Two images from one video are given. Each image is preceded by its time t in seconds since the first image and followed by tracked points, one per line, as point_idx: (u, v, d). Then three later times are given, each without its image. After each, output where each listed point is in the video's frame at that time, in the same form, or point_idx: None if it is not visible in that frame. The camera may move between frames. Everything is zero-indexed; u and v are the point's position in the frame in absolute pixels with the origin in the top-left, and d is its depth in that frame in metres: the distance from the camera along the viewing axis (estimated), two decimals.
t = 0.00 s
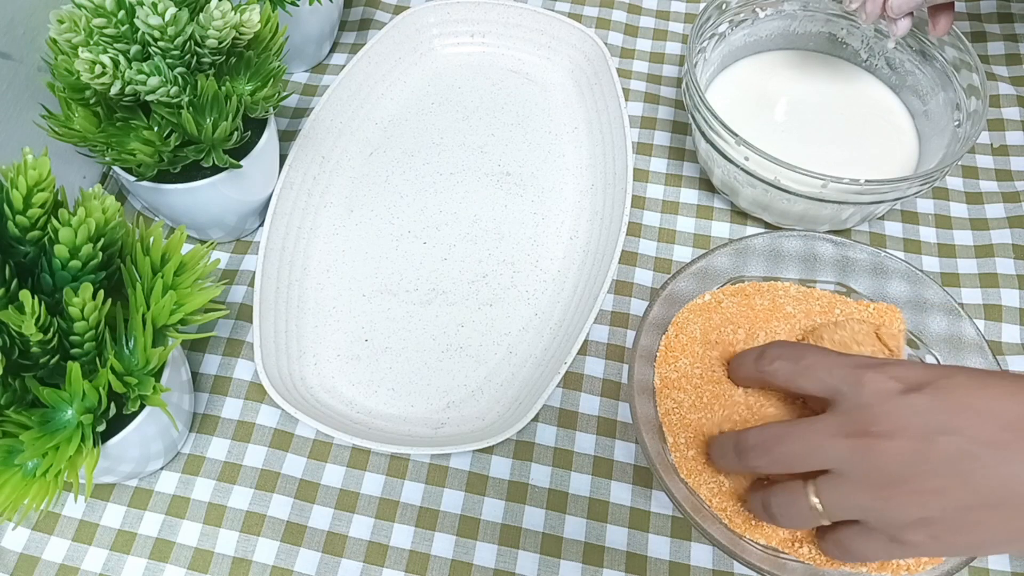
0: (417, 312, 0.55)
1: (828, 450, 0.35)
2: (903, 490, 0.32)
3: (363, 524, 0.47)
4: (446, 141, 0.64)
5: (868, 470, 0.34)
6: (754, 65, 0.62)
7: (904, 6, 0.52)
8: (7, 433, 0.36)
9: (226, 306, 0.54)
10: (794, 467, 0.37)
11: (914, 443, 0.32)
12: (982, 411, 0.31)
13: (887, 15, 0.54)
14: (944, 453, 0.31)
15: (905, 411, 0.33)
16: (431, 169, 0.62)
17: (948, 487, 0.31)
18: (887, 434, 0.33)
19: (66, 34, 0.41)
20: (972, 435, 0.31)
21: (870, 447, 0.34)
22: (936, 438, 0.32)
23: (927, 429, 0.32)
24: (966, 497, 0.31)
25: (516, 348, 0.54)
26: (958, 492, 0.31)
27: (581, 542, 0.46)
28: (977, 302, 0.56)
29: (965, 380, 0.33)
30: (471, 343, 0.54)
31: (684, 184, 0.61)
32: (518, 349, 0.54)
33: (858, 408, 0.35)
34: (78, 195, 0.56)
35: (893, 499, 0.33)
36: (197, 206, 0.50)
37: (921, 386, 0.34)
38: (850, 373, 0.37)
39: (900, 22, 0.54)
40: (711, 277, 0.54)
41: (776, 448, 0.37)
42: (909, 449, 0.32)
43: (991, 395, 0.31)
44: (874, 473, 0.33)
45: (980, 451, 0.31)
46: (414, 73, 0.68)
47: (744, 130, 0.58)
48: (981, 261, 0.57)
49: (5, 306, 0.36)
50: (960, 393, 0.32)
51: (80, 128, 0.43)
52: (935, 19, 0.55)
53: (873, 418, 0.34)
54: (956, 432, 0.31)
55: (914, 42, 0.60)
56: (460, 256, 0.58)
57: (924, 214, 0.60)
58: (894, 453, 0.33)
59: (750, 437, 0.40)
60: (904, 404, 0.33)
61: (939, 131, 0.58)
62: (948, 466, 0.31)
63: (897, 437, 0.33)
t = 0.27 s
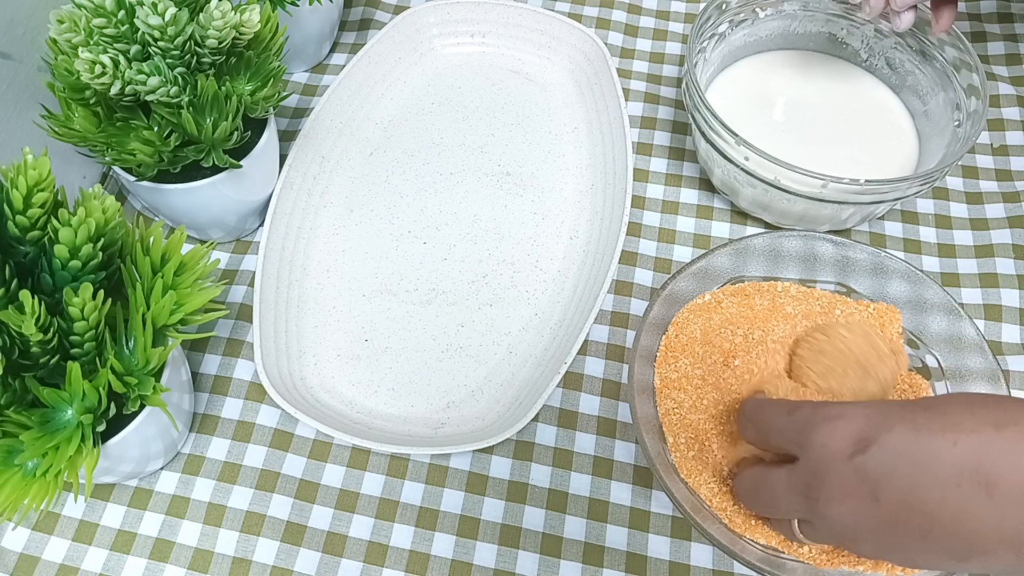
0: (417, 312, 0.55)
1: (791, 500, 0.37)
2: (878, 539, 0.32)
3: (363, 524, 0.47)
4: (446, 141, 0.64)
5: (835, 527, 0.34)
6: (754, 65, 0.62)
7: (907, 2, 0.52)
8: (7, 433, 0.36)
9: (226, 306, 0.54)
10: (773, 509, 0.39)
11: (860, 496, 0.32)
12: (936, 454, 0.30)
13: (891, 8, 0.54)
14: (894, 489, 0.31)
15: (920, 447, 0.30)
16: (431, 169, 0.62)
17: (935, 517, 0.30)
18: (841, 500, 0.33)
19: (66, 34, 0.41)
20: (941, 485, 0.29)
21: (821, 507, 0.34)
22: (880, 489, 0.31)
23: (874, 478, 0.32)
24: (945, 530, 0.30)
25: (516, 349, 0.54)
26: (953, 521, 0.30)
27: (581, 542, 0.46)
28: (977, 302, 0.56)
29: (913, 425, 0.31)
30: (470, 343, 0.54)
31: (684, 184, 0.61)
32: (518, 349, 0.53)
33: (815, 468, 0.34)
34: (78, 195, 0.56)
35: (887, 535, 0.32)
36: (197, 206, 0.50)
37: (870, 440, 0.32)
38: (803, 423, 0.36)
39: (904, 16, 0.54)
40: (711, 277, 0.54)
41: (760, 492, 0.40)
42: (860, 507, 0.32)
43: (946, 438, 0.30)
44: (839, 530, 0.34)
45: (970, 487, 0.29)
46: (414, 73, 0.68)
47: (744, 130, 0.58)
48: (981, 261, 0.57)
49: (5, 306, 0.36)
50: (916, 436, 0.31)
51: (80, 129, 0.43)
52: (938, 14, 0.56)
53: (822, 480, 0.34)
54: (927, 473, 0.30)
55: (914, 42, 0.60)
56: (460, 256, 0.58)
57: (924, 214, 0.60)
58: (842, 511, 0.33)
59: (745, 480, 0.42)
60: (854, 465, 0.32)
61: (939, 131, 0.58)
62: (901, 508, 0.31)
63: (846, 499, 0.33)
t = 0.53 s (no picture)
0: (417, 312, 0.55)
1: (837, 411, 0.35)
2: (911, 460, 0.32)
3: (363, 524, 0.47)
4: (446, 141, 0.64)
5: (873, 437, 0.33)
6: (754, 65, 0.62)
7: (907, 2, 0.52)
8: (8, 433, 0.36)
9: (226, 306, 0.54)
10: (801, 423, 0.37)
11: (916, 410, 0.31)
12: (1003, 383, 0.29)
13: (886, 11, 0.54)
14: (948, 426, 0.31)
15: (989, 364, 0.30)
16: (431, 169, 0.62)
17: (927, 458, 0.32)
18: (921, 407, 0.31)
19: (66, 34, 0.41)
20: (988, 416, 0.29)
21: (873, 415, 0.33)
22: (938, 410, 0.31)
23: (931, 398, 0.31)
24: (963, 469, 0.31)
25: (516, 349, 0.54)
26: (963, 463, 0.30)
27: (581, 542, 0.46)
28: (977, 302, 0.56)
29: (981, 345, 0.31)
30: (471, 343, 0.54)
31: (684, 184, 0.61)
32: (518, 349, 0.53)
33: (873, 376, 0.33)
34: (78, 195, 0.56)
35: (904, 465, 0.32)
36: (197, 206, 0.50)
37: (936, 356, 0.31)
38: (866, 330, 0.36)
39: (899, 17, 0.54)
40: (711, 277, 0.54)
41: (787, 407, 0.38)
42: (912, 425, 0.32)
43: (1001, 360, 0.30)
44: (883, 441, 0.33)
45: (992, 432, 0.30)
46: (414, 73, 0.68)
47: (743, 130, 0.58)
48: (981, 261, 0.57)
49: (5, 306, 0.36)
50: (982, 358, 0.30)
51: (80, 129, 0.43)
52: (935, 15, 0.55)
53: (879, 387, 0.33)
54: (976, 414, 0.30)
55: (914, 42, 0.60)
56: (460, 256, 0.58)
57: (924, 214, 0.60)
58: (890, 425, 0.32)
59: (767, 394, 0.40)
60: (917, 376, 0.32)
61: (939, 131, 0.58)
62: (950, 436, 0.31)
63: (903, 408, 0.32)
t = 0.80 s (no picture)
0: (417, 312, 0.55)
1: (850, 381, 0.39)
2: (916, 424, 0.37)
3: (363, 524, 0.47)
4: (446, 141, 0.64)
5: (884, 402, 0.38)
6: (754, 65, 0.62)
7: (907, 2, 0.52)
8: (7, 433, 0.36)
9: (226, 306, 0.54)
10: (810, 392, 0.40)
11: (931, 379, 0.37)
12: (1000, 364, 0.36)
13: (887, 12, 0.54)
14: (956, 394, 0.36)
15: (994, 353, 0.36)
16: (431, 169, 0.62)
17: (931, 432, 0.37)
18: (909, 370, 0.38)
19: (66, 34, 0.41)
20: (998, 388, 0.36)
21: (892, 380, 0.38)
22: (951, 381, 0.37)
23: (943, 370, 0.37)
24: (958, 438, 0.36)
25: (516, 349, 0.54)
26: (949, 433, 0.37)
27: (581, 542, 0.46)
28: (977, 302, 0.56)
29: (987, 332, 0.37)
30: (471, 343, 0.54)
31: (684, 184, 0.61)
32: (518, 349, 0.53)
33: (889, 343, 0.39)
34: (78, 195, 0.56)
35: (906, 433, 0.37)
36: (197, 206, 0.50)
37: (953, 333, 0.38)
38: (883, 310, 0.40)
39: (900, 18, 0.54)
40: (711, 277, 0.54)
41: (799, 374, 0.40)
42: (928, 390, 0.37)
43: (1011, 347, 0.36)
44: (889, 405, 0.38)
45: (997, 397, 0.36)
46: (414, 73, 0.68)
47: (743, 130, 0.58)
48: (981, 261, 0.57)
49: (5, 306, 0.36)
50: (993, 337, 0.37)
51: (80, 129, 0.43)
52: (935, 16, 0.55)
53: (891, 352, 0.38)
54: (954, 375, 0.37)
55: (914, 42, 0.60)
56: (460, 256, 0.58)
57: (924, 214, 0.60)
58: (910, 387, 0.37)
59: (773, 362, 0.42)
60: (936, 345, 0.37)
61: (939, 131, 0.58)
62: (942, 405, 0.37)
63: (919, 374, 0.37)
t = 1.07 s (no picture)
0: (417, 312, 0.55)
1: (863, 473, 0.37)
2: (942, 502, 0.36)
3: (363, 524, 0.47)
4: (446, 141, 0.64)
5: (918, 493, 0.36)
6: (754, 65, 0.62)
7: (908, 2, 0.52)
8: (7, 433, 0.36)
9: (226, 306, 0.54)
10: (823, 497, 0.38)
11: (946, 443, 0.36)
12: (1013, 410, 0.36)
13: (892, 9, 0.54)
14: (970, 458, 0.36)
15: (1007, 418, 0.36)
16: (431, 169, 0.62)
17: (945, 511, 0.36)
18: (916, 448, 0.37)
19: (66, 34, 0.41)
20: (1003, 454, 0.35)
21: (905, 460, 0.37)
22: (966, 442, 0.36)
23: (957, 433, 0.36)
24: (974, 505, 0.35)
25: (516, 349, 0.54)
26: (962, 487, 0.36)
27: (581, 542, 0.46)
28: (977, 302, 0.56)
29: (987, 383, 0.37)
30: (470, 343, 0.54)
31: (684, 184, 0.61)
32: (518, 349, 0.53)
33: (894, 422, 0.38)
34: (78, 195, 0.56)
35: (930, 511, 0.36)
36: (197, 206, 0.50)
37: (951, 395, 0.38)
38: (873, 397, 0.39)
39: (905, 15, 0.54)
40: (711, 277, 0.54)
41: (808, 477, 0.38)
42: (938, 460, 0.36)
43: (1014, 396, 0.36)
44: (919, 487, 0.36)
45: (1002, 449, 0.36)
46: (414, 73, 0.68)
47: (743, 130, 0.58)
48: (981, 261, 0.57)
49: (5, 306, 0.36)
50: (995, 389, 0.37)
51: (80, 129, 0.43)
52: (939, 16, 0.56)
53: (903, 430, 0.37)
54: (966, 430, 0.36)
55: (914, 42, 0.60)
56: (460, 256, 0.58)
57: (924, 214, 0.60)
58: (926, 464, 0.36)
59: (779, 470, 0.40)
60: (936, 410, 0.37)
61: (939, 131, 0.58)
62: (963, 475, 0.36)
63: (928, 445, 0.37)
